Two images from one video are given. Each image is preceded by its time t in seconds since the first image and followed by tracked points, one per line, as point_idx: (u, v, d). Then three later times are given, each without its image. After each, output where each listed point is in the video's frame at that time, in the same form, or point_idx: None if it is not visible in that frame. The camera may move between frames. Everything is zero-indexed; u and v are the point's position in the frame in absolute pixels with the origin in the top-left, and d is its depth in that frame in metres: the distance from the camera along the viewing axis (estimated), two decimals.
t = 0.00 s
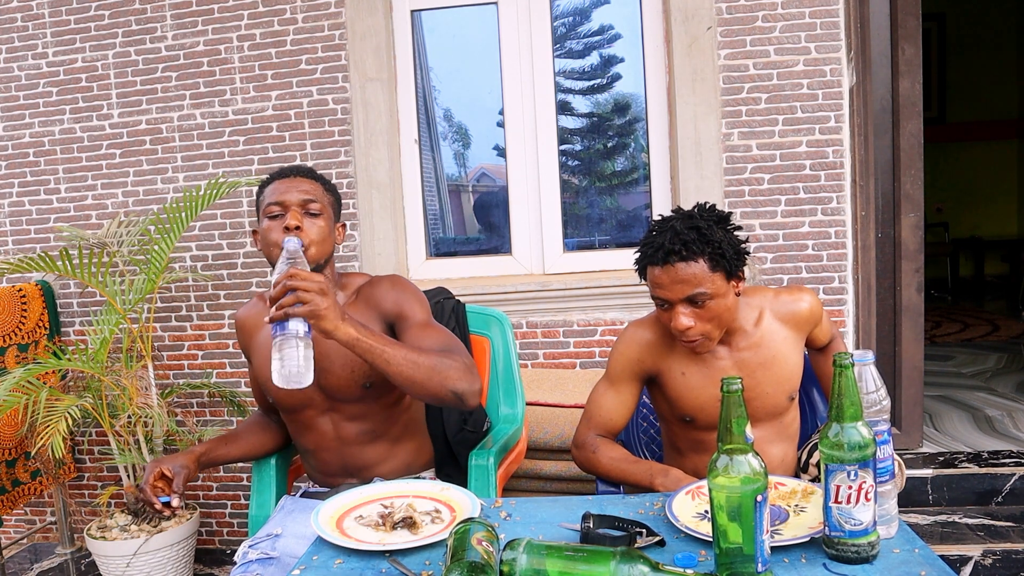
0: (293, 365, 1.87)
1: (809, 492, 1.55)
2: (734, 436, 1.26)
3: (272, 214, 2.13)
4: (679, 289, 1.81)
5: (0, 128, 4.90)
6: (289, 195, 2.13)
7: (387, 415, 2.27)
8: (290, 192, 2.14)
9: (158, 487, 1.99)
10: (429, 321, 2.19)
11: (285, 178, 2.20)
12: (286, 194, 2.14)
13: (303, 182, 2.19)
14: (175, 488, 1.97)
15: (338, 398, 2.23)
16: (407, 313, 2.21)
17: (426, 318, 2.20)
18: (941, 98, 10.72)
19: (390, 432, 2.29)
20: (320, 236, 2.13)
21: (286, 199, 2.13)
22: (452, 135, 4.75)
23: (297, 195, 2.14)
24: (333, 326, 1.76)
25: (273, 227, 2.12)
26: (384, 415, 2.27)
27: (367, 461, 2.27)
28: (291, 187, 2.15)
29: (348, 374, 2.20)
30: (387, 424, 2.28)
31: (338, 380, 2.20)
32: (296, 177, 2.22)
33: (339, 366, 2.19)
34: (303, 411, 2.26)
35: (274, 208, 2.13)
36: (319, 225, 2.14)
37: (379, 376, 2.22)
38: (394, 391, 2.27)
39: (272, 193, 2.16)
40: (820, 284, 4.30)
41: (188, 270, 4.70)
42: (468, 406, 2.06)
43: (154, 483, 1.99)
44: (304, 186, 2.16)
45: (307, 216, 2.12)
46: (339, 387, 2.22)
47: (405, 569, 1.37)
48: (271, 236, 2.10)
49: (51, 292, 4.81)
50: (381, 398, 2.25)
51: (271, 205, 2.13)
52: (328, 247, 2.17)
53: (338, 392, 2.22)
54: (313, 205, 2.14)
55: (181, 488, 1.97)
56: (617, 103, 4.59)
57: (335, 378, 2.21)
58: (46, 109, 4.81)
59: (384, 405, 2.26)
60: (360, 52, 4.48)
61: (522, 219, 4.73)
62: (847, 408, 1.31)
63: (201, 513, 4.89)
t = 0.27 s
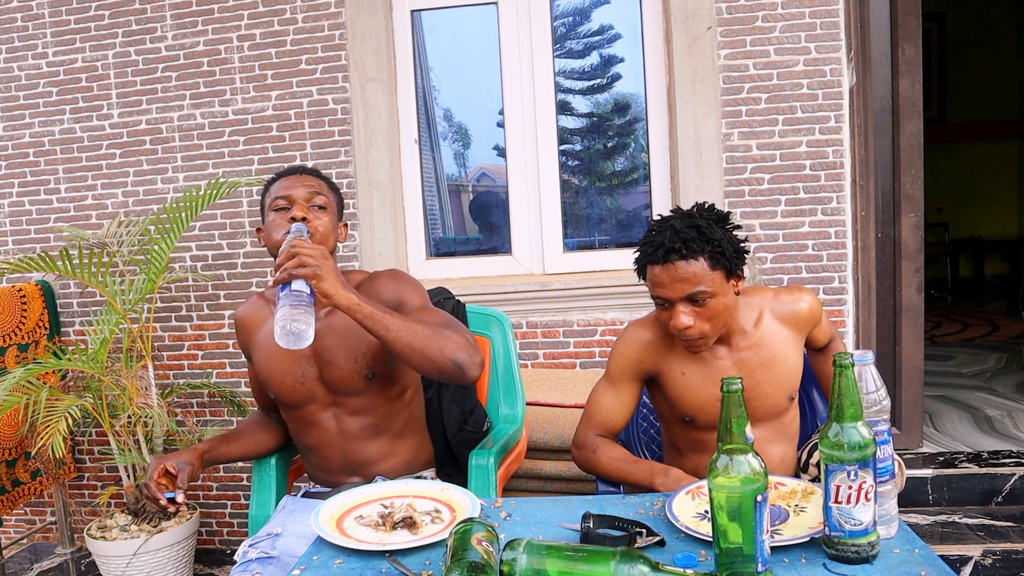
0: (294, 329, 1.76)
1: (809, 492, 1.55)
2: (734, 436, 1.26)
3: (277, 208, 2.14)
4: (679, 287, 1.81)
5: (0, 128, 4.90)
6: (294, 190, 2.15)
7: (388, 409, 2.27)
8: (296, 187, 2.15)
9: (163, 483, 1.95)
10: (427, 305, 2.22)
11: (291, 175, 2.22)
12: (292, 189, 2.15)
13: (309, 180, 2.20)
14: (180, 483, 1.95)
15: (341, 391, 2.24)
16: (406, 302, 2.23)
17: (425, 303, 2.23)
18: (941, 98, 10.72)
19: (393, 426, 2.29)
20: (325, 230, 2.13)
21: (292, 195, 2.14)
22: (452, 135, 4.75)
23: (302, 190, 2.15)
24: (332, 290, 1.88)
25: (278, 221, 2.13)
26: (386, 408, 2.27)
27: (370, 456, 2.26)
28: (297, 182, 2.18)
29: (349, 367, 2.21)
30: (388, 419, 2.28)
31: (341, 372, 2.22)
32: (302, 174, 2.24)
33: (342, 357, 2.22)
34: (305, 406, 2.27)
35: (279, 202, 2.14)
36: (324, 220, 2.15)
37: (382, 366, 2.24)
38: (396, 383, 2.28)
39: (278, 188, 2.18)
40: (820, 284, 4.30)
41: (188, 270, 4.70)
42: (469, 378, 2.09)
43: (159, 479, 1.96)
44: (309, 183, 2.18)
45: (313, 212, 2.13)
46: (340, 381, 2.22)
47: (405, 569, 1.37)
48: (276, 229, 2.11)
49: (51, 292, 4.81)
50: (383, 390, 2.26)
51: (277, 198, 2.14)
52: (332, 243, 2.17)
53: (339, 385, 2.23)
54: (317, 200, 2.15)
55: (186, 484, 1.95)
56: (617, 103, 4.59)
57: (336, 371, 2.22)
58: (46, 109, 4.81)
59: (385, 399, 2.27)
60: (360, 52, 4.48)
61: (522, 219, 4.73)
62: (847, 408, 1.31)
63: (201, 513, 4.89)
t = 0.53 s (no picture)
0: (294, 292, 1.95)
1: (809, 492, 1.55)
2: (735, 436, 1.26)
3: (277, 205, 2.15)
4: (680, 288, 1.81)
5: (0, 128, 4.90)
6: (294, 188, 2.17)
7: (387, 407, 2.28)
8: (296, 186, 2.17)
9: (162, 482, 1.95)
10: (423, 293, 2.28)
11: (291, 176, 2.24)
12: (292, 189, 2.17)
13: (310, 180, 2.22)
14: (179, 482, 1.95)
15: (340, 387, 2.24)
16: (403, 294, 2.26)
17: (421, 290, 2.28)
18: (941, 98, 10.72)
19: (392, 423, 2.30)
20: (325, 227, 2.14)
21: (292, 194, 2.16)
22: (452, 134, 4.75)
23: (302, 187, 2.18)
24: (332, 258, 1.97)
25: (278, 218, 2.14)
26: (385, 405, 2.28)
27: (370, 455, 2.27)
28: (296, 179, 2.21)
29: (348, 364, 2.22)
30: (387, 417, 2.28)
31: (340, 369, 2.22)
32: (302, 174, 2.26)
33: (340, 353, 2.22)
34: (303, 404, 2.27)
35: (279, 198, 2.16)
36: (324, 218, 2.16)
37: (380, 361, 2.25)
38: (394, 378, 2.30)
39: (278, 185, 2.21)
40: (820, 284, 4.30)
41: (188, 270, 4.70)
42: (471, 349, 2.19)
43: (158, 478, 1.96)
44: (308, 181, 2.21)
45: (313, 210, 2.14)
46: (339, 378, 2.23)
47: (405, 569, 1.37)
48: (276, 225, 2.12)
49: (51, 292, 4.81)
50: (382, 386, 2.27)
51: (277, 194, 2.16)
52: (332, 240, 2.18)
53: (338, 382, 2.23)
54: (317, 197, 2.17)
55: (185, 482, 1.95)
56: (617, 103, 4.60)
57: (335, 369, 2.23)
58: (46, 109, 4.81)
59: (384, 396, 2.28)
60: (360, 52, 4.48)
61: (522, 219, 4.73)
62: (847, 408, 1.31)
63: (201, 513, 4.89)
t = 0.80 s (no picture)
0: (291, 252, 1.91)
1: (809, 492, 1.55)
2: (735, 436, 1.26)
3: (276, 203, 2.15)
4: (676, 285, 1.80)
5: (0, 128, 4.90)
6: (294, 188, 2.17)
7: (386, 407, 2.27)
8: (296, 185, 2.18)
9: (162, 482, 1.95)
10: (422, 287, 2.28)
11: (290, 175, 2.25)
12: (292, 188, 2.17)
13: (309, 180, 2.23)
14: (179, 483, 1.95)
15: (338, 388, 2.23)
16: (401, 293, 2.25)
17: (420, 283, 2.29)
18: (942, 98, 10.72)
19: (393, 423, 2.28)
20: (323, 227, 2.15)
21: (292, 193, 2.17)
22: (452, 134, 4.75)
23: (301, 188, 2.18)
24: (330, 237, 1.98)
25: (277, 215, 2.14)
26: (385, 405, 2.27)
27: (369, 456, 2.26)
28: (296, 179, 2.21)
29: (346, 364, 2.22)
30: (386, 417, 2.27)
31: (338, 369, 2.22)
32: (302, 174, 2.26)
33: (338, 353, 2.22)
34: (302, 405, 2.27)
35: (279, 197, 2.15)
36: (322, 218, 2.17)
37: (379, 361, 2.24)
38: (394, 378, 2.28)
39: (277, 184, 2.21)
40: (820, 284, 4.30)
41: (188, 270, 4.70)
42: (470, 335, 2.17)
43: (158, 478, 1.96)
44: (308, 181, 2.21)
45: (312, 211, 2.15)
46: (337, 378, 2.23)
47: (405, 569, 1.37)
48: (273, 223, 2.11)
49: (51, 292, 4.81)
50: (380, 386, 2.26)
51: (276, 193, 2.16)
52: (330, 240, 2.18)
53: (336, 383, 2.23)
54: (315, 197, 2.18)
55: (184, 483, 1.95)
56: (617, 104, 4.59)
57: (333, 368, 2.22)
58: (46, 109, 4.81)
59: (383, 396, 2.27)
60: (360, 53, 4.48)
61: (521, 219, 4.73)
62: (847, 408, 1.31)
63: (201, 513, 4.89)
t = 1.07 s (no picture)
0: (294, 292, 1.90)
1: (809, 492, 1.55)
2: (735, 436, 1.26)
3: (276, 208, 2.15)
4: (675, 282, 1.81)
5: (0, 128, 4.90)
6: (293, 190, 2.17)
7: (387, 409, 2.28)
8: (295, 187, 2.17)
9: (162, 484, 1.96)
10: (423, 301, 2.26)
11: (289, 176, 2.23)
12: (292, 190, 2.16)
13: (308, 181, 2.21)
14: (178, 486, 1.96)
15: (339, 391, 2.23)
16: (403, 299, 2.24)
17: (422, 299, 2.26)
18: (942, 97, 10.72)
19: (392, 426, 2.29)
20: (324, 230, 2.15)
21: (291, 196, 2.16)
22: (452, 134, 4.75)
23: (301, 190, 2.17)
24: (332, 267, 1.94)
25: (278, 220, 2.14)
26: (384, 407, 2.27)
27: (368, 458, 2.27)
28: (296, 180, 2.20)
29: (346, 367, 2.21)
30: (385, 419, 2.28)
31: (338, 373, 2.21)
32: (301, 175, 2.26)
33: (339, 357, 2.21)
34: (302, 407, 2.27)
35: (279, 202, 2.15)
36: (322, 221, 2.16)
37: (379, 365, 2.24)
38: (394, 381, 2.29)
39: (276, 187, 2.19)
40: (820, 284, 4.30)
41: (188, 270, 4.70)
42: (470, 365, 2.17)
43: (157, 481, 1.96)
44: (308, 182, 2.21)
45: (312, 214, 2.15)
46: (338, 381, 2.22)
47: (405, 569, 1.37)
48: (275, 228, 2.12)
49: (51, 292, 4.81)
50: (380, 389, 2.26)
51: (276, 197, 2.15)
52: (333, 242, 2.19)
53: (337, 386, 2.23)
54: (316, 200, 2.17)
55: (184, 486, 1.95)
56: (617, 103, 4.59)
57: (333, 371, 2.22)
58: (46, 109, 4.81)
59: (384, 398, 2.27)
60: (360, 53, 4.48)
61: (521, 219, 4.73)
62: (847, 408, 1.31)
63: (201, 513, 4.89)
